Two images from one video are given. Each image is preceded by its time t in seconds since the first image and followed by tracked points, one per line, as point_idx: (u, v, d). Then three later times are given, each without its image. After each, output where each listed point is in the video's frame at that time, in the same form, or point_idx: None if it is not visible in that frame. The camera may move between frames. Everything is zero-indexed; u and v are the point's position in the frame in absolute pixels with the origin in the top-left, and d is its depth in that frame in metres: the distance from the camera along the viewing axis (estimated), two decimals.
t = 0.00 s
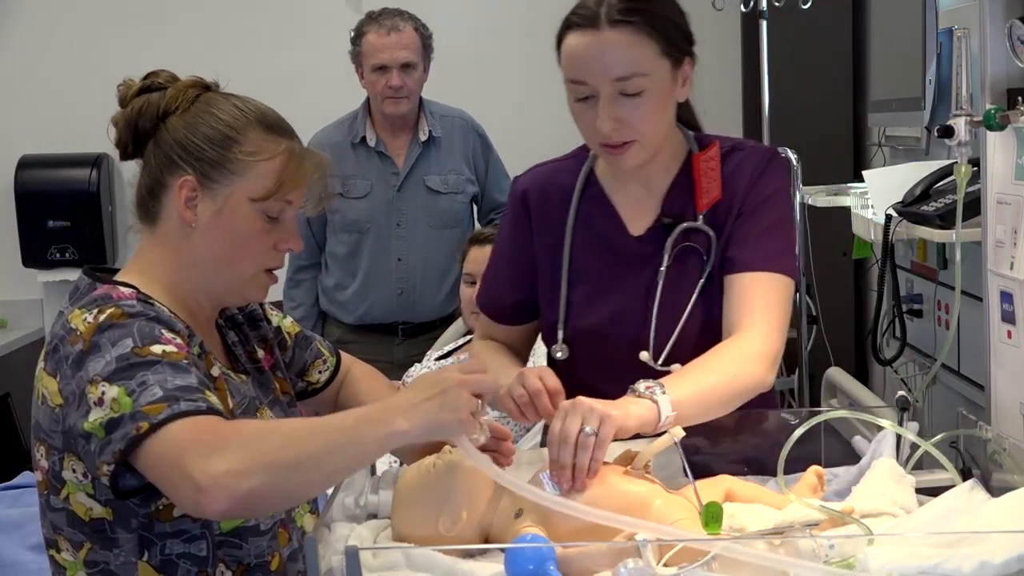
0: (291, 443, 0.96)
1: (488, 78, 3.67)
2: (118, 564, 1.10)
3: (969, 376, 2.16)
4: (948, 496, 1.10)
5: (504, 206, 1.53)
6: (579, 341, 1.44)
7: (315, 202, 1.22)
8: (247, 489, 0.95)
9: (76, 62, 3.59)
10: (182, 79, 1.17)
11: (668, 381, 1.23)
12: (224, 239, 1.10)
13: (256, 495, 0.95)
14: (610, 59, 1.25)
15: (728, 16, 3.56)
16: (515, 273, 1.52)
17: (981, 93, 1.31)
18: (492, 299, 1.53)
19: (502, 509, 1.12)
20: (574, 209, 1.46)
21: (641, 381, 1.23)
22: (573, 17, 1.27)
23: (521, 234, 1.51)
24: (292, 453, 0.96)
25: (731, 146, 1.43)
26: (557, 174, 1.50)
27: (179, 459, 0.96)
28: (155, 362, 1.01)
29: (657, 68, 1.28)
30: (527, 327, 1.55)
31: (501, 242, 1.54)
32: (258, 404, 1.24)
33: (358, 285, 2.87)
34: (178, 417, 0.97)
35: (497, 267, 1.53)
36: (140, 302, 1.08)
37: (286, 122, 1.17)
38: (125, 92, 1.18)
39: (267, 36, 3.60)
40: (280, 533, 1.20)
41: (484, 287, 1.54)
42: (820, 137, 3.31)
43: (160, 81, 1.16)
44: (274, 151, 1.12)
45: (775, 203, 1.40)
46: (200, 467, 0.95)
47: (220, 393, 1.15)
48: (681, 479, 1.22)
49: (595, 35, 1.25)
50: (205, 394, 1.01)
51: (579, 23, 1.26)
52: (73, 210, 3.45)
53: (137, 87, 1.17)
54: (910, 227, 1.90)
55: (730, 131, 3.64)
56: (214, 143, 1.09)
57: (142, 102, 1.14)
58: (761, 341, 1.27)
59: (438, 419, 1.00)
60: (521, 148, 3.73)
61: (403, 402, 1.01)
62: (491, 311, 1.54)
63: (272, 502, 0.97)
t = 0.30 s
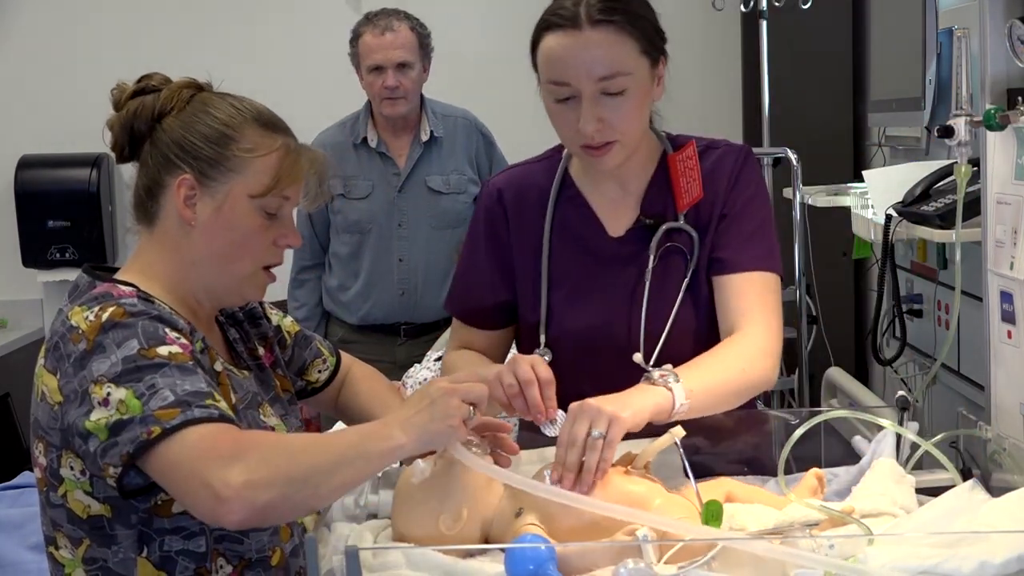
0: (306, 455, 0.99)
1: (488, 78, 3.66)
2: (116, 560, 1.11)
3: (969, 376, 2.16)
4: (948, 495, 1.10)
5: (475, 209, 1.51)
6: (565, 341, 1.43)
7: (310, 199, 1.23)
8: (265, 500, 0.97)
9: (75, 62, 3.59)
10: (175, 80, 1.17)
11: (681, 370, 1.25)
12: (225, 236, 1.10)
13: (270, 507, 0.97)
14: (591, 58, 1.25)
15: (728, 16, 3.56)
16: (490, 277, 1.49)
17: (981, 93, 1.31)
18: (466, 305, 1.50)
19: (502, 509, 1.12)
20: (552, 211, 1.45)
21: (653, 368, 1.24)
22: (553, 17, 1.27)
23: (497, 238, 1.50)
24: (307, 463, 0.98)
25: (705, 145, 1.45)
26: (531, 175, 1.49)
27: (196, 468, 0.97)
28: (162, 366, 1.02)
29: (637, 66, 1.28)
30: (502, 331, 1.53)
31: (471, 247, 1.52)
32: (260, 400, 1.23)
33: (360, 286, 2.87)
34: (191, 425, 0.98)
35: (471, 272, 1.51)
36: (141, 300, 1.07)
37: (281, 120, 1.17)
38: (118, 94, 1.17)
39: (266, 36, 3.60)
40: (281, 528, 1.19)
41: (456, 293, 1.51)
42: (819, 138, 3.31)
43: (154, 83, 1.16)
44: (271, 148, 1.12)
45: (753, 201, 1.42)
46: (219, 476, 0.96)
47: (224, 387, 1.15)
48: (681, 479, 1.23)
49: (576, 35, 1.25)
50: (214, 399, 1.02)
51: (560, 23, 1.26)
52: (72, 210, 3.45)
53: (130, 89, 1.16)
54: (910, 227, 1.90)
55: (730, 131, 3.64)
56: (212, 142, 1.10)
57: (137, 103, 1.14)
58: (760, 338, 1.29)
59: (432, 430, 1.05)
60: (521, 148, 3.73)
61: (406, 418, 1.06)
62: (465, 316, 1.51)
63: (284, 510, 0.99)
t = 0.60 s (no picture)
0: (306, 463, 1.00)
1: (487, 78, 3.67)
2: (114, 559, 1.11)
3: (969, 376, 2.16)
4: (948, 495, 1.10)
5: (475, 206, 1.51)
6: (567, 339, 1.43)
7: (306, 198, 1.23)
8: (266, 510, 0.98)
9: (74, 63, 3.59)
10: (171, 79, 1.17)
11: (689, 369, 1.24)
12: (220, 234, 1.10)
13: (271, 517, 0.99)
14: (587, 60, 1.25)
15: (728, 16, 3.55)
16: (489, 274, 1.49)
17: (981, 94, 1.31)
18: (467, 301, 1.49)
19: (503, 510, 1.14)
20: (553, 210, 1.45)
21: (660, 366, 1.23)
22: (548, 19, 1.27)
23: (498, 236, 1.49)
24: (308, 473, 0.99)
25: (705, 147, 1.45)
26: (532, 173, 1.49)
27: (197, 475, 0.97)
28: (161, 370, 1.02)
29: (634, 67, 1.28)
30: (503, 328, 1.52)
31: (471, 243, 1.51)
32: (259, 396, 1.23)
33: (357, 286, 2.87)
34: (191, 433, 0.98)
35: (471, 269, 1.50)
36: (136, 301, 1.07)
37: (277, 119, 1.17)
38: (114, 94, 1.17)
39: (264, 36, 3.60)
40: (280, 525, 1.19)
41: (456, 289, 1.50)
42: (819, 138, 3.31)
43: (149, 82, 1.16)
44: (266, 146, 1.12)
45: (753, 202, 1.42)
46: (218, 486, 0.96)
47: (220, 386, 1.15)
48: (681, 479, 1.24)
49: (572, 37, 1.25)
50: (213, 406, 1.02)
51: (557, 25, 1.26)
52: (72, 210, 3.45)
53: (125, 89, 1.16)
54: (910, 227, 1.90)
55: (730, 131, 3.64)
56: (207, 141, 1.09)
57: (132, 103, 1.14)
58: (767, 338, 1.29)
59: (439, 430, 1.07)
60: (521, 148, 3.73)
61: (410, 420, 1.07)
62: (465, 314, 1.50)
63: (286, 514, 0.99)
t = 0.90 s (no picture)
0: (306, 460, 1.00)
1: (486, 79, 3.67)
2: (113, 557, 1.11)
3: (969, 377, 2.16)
4: (948, 495, 1.10)
5: (492, 197, 1.50)
6: (577, 335, 1.43)
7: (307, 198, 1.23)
8: (266, 508, 0.98)
9: (74, 63, 3.59)
10: (173, 79, 1.17)
11: (704, 365, 1.24)
12: (223, 232, 1.10)
13: (271, 515, 0.99)
14: (599, 57, 1.25)
15: (728, 15, 3.55)
16: (504, 264, 1.48)
17: (981, 93, 1.30)
18: (480, 291, 1.48)
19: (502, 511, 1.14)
20: (569, 203, 1.45)
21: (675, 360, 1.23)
22: (563, 15, 1.27)
23: (513, 228, 1.48)
24: (310, 471, 0.99)
25: (723, 146, 1.44)
26: (550, 167, 1.49)
27: (199, 472, 0.97)
28: (162, 367, 1.02)
29: (648, 65, 1.28)
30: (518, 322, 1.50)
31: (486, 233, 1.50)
32: (259, 396, 1.23)
33: (352, 285, 2.86)
34: (193, 430, 0.98)
35: (484, 260, 1.49)
36: (137, 298, 1.07)
37: (279, 119, 1.17)
38: (115, 94, 1.17)
39: (264, 36, 3.60)
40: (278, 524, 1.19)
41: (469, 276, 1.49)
42: (819, 138, 3.31)
43: (150, 82, 1.15)
44: (268, 146, 1.12)
45: (770, 201, 1.41)
46: (220, 483, 0.97)
47: (220, 385, 1.15)
48: (681, 479, 1.24)
49: (586, 33, 1.25)
50: (213, 404, 1.02)
51: (570, 21, 1.26)
52: (72, 210, 3.45)
53: (127, 89, 1.16)
54: (910, 227, 1.90)
55: (730, 131, 3.64)
56: (210, 140, 1.09)
57: (134, 102, 1.13)
58: (786, 334, 1.29)
59: (445, 436, 1.06)
60: (520, 148, 3.73)
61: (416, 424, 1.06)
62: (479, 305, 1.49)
63: (285, 513, 0.99)
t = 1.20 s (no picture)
0: (304, 461, 1.00)
1: (485, 78, 3.67)
2: (113, 557, 1.11)
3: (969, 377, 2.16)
4: (948, 495, 1.10)
5: (503, 191, 1.50)
6: (582, 334, 1.43)
7: (310, 201, 1.22)
8: (263, 506, 0.98)
9: (74, 64, 3.59)
10: (177, 79, 1.17)
11: (700, 368, 1.22)
12: (225, 232, 1.10)
13: (269, 513, 0.99)
14: (614, 57, 1.25)
15: (728, 15, 3.55)
16: (512, 258, 1.48)
17: (981, 93, 1.30)
18: (488, 287, 1.48)
19: (502, 513, 1.14)
20: (580, 201, 1.45)
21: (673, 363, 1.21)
22: (578, 15, 1.27)
23: (522, 224, 1.48)
24: (307, 469, 0.99)
25: (736, 149, 1.44)
26: (562, 164, 1.49)
27: (198, 469, 0.97)
28: (160, 364, 1.02)
29: (662, 66, 1.28)
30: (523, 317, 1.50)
31: (496, 227, 1.50)
32: (260, 396, 1.22)
33: (347, 287, 2.87)
34: (191, 427, 0.98)
35: (493, 255, 1.49)
36: (137, 297, 1.07)
37: (283, 120, 1.17)
38: (119, 94, 1.17)
39: (264, 36, 3.59)
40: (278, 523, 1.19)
41: (478, 271, 1.49)
42: (819, 138, 3.31)
43: (154, 82, 1.16)
44: (271, 146, 1.12)
45: (780, 204, 1.40)
46: (218, 480, 0.97)
47: (221, 385, 1.14)
48: (681, 479, 1.22)
49: (601, 33, 1.25)
50: (212, 401, 1.02)
51: (585, 22, 1.26)
52: (72, 210, 3.45)
53: (130, 89, 1.16)
54: (910, 227, 1.90)
55: (729, 131, 3.64)
56: (213, 140, 1.10)
57: (138, 102, 1.14)
58: (790, 338, 1.29)
59: (437, 444, 1.06)
60: (519, 147, 3.73)
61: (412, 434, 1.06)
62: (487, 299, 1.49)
63: (284, 512, 0.99)
